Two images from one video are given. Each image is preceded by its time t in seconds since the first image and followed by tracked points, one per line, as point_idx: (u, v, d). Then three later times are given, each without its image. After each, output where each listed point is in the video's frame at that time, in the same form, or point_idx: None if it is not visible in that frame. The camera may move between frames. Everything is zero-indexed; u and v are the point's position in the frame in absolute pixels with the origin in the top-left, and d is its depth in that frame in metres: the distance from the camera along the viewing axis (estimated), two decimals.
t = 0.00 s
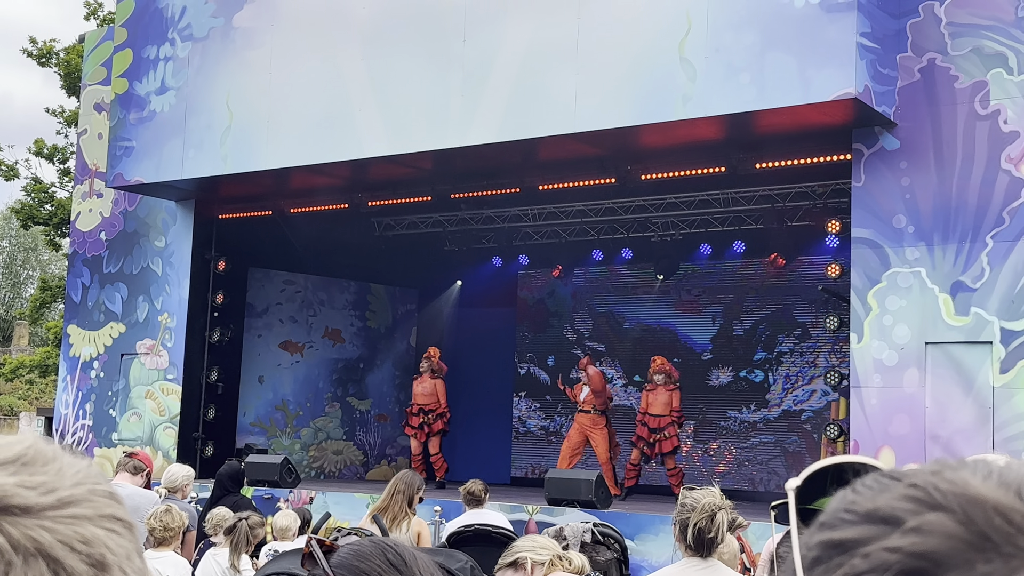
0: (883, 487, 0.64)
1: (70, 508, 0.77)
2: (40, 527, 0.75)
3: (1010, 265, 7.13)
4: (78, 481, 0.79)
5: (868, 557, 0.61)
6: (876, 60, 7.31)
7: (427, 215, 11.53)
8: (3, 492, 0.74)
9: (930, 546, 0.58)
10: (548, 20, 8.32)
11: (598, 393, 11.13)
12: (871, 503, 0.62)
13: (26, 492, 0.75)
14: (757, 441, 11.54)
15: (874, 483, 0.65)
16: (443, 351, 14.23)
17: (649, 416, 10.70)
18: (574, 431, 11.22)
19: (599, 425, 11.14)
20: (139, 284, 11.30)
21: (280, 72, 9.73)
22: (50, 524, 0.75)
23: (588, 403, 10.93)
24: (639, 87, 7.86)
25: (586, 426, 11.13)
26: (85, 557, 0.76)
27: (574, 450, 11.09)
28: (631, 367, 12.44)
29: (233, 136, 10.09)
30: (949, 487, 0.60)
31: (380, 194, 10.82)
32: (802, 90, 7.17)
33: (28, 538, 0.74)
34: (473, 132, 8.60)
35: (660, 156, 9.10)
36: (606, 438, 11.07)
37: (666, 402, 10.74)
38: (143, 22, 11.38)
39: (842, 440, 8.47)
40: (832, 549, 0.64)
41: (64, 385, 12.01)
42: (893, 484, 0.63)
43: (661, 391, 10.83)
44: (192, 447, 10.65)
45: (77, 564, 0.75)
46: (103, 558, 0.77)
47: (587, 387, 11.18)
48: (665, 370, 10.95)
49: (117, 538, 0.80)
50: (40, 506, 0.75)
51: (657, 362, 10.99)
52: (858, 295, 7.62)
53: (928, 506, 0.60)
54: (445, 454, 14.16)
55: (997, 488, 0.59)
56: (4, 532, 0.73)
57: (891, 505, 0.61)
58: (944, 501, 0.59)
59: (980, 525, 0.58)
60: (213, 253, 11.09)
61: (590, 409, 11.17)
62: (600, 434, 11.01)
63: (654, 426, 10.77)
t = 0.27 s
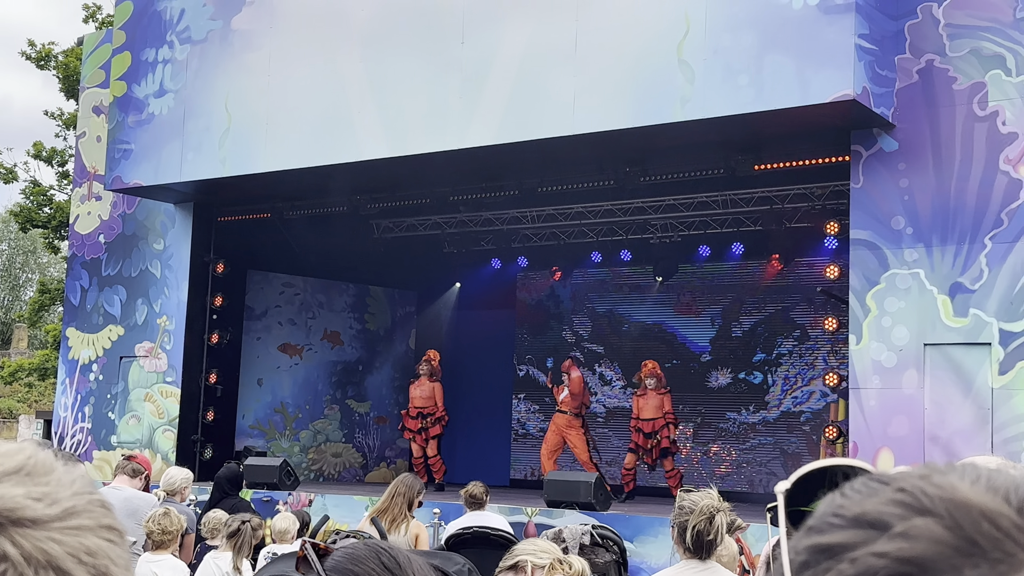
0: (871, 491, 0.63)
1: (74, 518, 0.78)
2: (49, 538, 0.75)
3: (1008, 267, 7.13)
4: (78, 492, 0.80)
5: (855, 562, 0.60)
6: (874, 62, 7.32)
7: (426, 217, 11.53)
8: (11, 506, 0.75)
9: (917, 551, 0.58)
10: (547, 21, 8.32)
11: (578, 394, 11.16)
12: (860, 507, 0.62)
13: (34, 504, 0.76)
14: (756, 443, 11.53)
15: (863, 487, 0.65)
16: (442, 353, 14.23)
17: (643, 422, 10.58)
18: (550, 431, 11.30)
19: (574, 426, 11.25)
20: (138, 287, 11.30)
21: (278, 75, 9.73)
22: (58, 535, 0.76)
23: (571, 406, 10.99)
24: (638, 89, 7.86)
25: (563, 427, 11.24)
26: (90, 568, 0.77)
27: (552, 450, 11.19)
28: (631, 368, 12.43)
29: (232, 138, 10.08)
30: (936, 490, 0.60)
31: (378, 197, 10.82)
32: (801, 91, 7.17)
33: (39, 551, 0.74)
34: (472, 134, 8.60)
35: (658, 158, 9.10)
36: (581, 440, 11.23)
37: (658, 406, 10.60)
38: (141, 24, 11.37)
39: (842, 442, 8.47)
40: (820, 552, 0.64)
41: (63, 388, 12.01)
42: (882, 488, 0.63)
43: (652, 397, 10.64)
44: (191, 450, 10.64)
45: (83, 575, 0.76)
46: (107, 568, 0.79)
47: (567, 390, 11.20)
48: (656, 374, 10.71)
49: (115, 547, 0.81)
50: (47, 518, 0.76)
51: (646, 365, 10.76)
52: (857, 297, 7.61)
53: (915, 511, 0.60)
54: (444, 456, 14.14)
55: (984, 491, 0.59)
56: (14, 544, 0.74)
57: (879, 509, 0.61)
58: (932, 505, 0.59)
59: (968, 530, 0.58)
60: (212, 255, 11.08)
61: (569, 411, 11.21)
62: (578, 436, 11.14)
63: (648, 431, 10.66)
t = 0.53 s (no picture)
0: (874, 489, 0.64)
1: (76, 519, 0.78)
2: (52, 540, 0.75)
3: (1008, 266, 7.13)
4: (80, 493, 0.80)
5: (858, 560, 0.61)
6: (873, 62, 7.32)
7: (426, 218, 11.53)
8: (14, 506, 0.75)
9: (920, 548, 0.58)
10: (546, 22, 8.31)
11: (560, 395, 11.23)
12: (862, 505, 0.62)
13: (36, 505, 0.76)
14: (756, 443, 11.54)
15: (865, 486, 0.65)
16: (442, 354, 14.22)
17: (631, 424, 10.50)
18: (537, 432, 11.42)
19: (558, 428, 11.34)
20: (137, 288, 11.29)
21: (278, 75, 9.72)
22: (59, 536, 0.76)
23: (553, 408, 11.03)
24: (638, 89, 7.86)
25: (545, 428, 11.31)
26: (92, 569, 0.77)
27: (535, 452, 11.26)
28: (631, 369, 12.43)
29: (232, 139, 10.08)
30: (940, 488, 0.60)
31: (378, 197, 10.82)
32: (801, 91, 7.17)
33: (41, 552, 0.74)
34: (471, 135, 8.60)
35: (658, 158, 9.10)
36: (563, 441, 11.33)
37: (647, 407, 10.51)
38: (140, 25, 11.37)
39: (842, 442, 8.46)
40: (823, 551, 0.64)
41: (63, 389, 12.00)
42: (884, 487, 0.63)
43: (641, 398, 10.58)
44: (191, 451, 10.64)
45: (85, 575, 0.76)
46: (109, 569, 0.79)
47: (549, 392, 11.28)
48: (642, 376, 10.69)
49: (117, 548, 0.81)
50: (48, 519, 0.76)
51: (634, 366, 10.70)
52: (857, 297, 7.61)
53: (919, 508, 0.60)
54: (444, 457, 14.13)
55: (987, 489, 0.59)
56: (17, 545, 0.74)
57: (882, 508, 0.61)
58: (935, 503, 0.60)
59: (972, 528, 0.58)
60: (212, 256, 11.08)
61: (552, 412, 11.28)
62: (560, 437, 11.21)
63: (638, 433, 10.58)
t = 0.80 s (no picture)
0: (875, 490, 0.64)
1: (80, 520, 0.78)
2: (56, 541, 0.75)
3: (1008, 266, 7.13)
4: (85, 494, 0.80)
5: (859, 560, 0.60)
6: (873, 62, 7.32)
7: (426, 218, 11.54)
8: (19, 508, 0.74)
9: (922, 547, 0.58)
10: (545, 22, 8.32)
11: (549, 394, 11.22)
12: (864, 505, 0.62)
13: (41, 507, 0.76)
14: (756, 443, 11.54)
15: (867, 487, 0.65)
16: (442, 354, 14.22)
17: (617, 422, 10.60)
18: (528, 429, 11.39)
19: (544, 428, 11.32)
20: (137, 288, 11.29)
21: (278, 76, 9.72)
22: (63, 538, 0.76)
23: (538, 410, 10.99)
24: (638, 90, 7.86)
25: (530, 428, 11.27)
26: (96, 570, 0.77)
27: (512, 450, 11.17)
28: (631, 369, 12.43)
29: (231, 139, 10.09)
30: (940, 488, 0.60)
31: (377, 198, 10.81)
32: (800, 91, 7.17)
33: (46, 553, 0.74)
34: (470, 136, 8.61)
35: (657, 158, 9.11)
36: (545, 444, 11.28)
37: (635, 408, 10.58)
38: (140, 26, 11.37)
39: (841, 442, 8.47)
40: (825, 550, 0.64)
41: (63, 390, 12.01)
42: (886, 487, 0.63)
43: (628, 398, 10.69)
44: (190, 452, 10.64)
45: None
46: (113, 569, 0.79)
47: (539, 391, 11.27)
48: (631, 376, 10.76)
49: (121, 549, 0.81)
50: (53, 520, 0.76)
51: (624, 366, 10.81)
52: (857, 297, 7.61)
53: (920, 507, 0.60)
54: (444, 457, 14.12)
55: (988, 489, 0.59)
56: (22, 547, 0.74)
57: (884, 507, 0.61)
58: (936, 502, 0.59)
59: (973, 526, 0.58)
60: (212, 257, 11.08)
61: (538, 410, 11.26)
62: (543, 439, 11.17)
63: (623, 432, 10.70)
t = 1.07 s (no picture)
0: (867, 491, 0.63)
1: (80, 522, 0.78)
2: (56, 543, 0.75)
3: (1008, 267, 7.14)
4: (84, 495, 0.80)
5: (850, 555, 0.60)
6: (873, 62, 7.32)
7: (426, 219, 11.54)
8: (18, 510, 0.74)
9: (911, 540, 0.58)
10: (545, 23, 8.32)
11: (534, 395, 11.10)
12: (856, 505, 0.62)
13: (40, 509, 0.76)
14: (756, 443, 11.54)
15: (859, 488, 0.65)
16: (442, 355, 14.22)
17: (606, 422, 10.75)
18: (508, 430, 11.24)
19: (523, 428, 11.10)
20: (137, 290, 11.30)
21: (277, 77, 9.72)
22: (63, 540, 0.76)
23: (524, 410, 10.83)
24: (638, 90, 7.87)
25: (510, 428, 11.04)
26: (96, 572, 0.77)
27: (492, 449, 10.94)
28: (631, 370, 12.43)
29: (231, 140, 10.09)
30: (930, 486, 0.60)
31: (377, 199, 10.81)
32: (800, 92, 7.17)
33: (45, 555, 0.74)
34: (470, 137, 8.61)
35: (657, 159, 9.11)
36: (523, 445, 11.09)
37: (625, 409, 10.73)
38: (140, 27, 11.38)
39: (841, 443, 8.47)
40: (818, 551, 0.64)
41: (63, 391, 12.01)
42: (877, 487, 0.63)
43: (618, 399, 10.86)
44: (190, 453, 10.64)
45: None
46: (112, 570, 0.79)
47: (521, 391, 11.12)
48: (622, 378, 10.97)
49: (121, 551, 0.82)
50: (53, 522, 0.76)
51: (615, 369, 11.02)
52: (857, 298, 7.61)
53: (908, 504, 0.60)
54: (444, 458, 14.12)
55: (977, 486, 0.59)
56: (20, 549, 0.74)
57: (875, 506, 0.61)
58: (925, 498, 0.59)
59: (962, 519, 0.58)
60: (212, 258, 11.09)
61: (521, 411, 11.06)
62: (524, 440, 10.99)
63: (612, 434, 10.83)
